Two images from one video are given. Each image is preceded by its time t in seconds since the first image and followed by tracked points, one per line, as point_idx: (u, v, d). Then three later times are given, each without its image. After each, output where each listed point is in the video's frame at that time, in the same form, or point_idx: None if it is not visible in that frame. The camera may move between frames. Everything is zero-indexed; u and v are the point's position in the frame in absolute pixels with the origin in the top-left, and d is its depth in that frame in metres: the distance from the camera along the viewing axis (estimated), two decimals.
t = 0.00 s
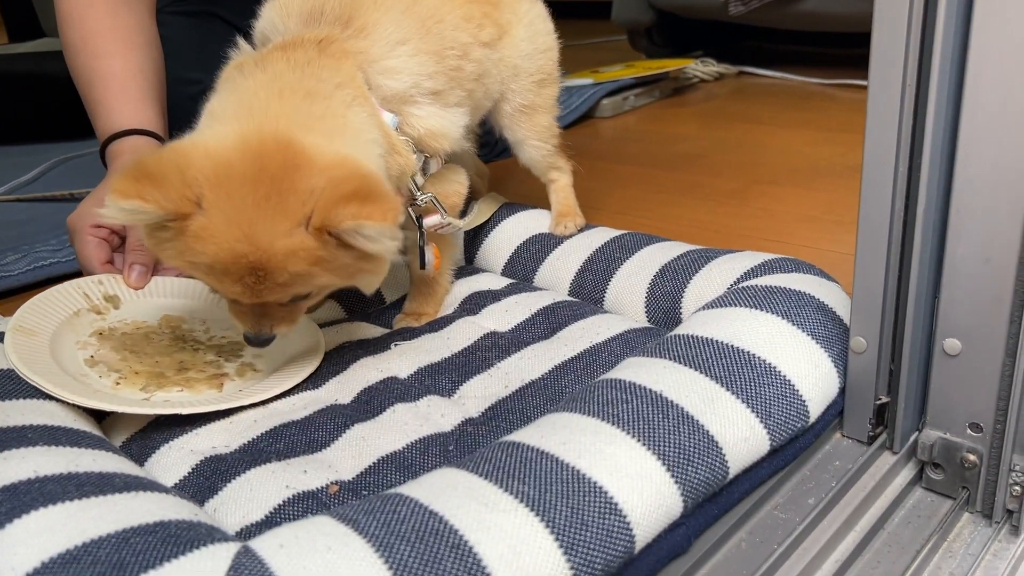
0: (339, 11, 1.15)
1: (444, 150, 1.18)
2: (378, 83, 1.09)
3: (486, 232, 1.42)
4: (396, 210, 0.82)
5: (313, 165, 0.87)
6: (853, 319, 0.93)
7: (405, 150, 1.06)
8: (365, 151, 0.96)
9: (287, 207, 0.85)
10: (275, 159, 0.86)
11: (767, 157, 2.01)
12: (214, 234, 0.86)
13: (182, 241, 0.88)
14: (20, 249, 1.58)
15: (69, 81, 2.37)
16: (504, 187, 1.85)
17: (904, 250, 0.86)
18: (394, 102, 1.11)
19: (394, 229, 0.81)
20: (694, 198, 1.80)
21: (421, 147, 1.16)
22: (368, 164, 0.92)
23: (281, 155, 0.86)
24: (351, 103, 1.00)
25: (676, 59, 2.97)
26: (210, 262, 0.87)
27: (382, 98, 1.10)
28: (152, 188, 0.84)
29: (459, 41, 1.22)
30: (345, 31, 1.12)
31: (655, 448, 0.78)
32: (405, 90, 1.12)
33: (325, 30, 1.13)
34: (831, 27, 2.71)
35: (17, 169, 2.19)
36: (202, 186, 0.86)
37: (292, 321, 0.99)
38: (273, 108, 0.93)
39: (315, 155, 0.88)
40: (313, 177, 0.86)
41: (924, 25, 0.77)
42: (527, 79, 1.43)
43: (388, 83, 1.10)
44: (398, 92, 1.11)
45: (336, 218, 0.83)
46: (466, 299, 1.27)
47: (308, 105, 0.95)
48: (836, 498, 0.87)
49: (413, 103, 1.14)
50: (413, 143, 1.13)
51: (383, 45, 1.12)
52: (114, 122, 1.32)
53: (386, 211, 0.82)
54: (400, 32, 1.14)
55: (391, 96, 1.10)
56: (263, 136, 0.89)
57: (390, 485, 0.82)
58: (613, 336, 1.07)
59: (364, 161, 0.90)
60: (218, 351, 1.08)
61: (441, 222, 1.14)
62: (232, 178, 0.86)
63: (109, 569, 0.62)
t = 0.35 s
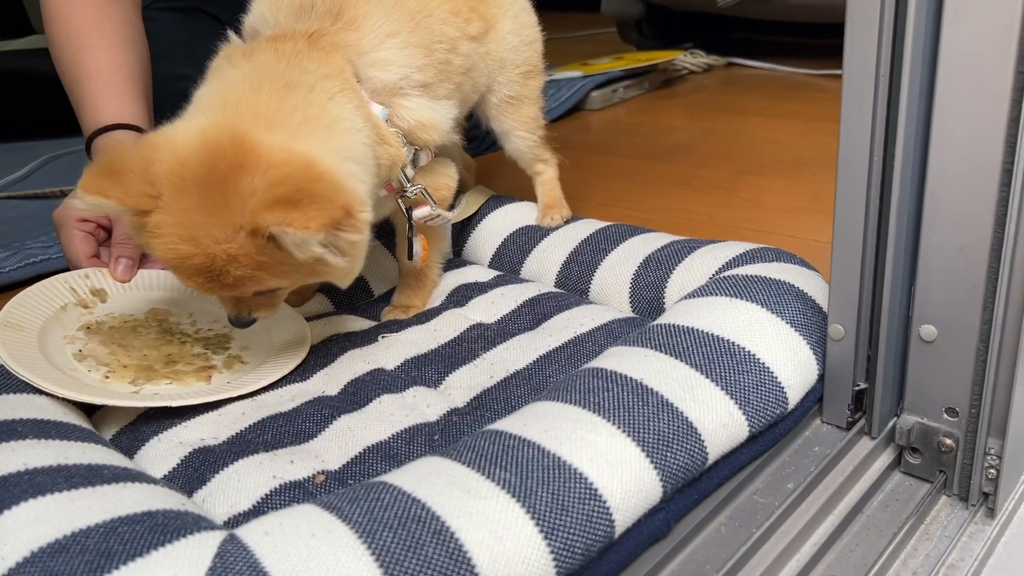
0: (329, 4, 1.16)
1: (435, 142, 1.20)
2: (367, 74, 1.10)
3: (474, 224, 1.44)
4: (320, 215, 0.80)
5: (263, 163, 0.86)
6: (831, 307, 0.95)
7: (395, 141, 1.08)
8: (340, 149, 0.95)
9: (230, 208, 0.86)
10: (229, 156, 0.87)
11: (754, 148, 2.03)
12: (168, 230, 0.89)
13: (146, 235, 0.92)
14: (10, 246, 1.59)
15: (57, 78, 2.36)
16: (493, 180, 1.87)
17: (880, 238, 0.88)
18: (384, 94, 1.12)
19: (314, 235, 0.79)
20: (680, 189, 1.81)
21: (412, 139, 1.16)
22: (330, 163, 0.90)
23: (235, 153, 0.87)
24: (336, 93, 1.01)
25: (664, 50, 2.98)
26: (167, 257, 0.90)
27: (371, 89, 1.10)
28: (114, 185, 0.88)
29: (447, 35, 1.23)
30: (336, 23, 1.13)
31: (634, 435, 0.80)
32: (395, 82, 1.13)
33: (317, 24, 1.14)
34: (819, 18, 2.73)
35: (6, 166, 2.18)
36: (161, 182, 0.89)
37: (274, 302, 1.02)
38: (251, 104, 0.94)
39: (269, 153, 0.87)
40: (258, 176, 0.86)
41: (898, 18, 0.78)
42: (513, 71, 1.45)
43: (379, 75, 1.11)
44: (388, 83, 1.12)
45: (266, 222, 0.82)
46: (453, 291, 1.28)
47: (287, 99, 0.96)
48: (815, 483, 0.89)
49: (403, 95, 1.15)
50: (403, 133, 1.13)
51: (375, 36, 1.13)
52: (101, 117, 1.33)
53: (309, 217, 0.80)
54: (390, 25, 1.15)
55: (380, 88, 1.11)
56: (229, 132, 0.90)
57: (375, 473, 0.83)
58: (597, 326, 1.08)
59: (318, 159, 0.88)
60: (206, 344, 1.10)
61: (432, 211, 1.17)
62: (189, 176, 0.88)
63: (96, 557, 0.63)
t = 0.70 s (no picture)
0: None
1: (416, 121, 1.19)
2: (342, 57, 1.10)
3: (463, 202, 1.44)
4: (247, 223, 0.83)
5: (207, 168, 0.90)
6: (813, 275, 0.95)
7: (369, 125, 1.08)
8: (293, 155, 0.97)
9: (172, 208, 0.91)
10: (176, 159, 0.92)
11: (744, 129, 2.03)
12: (117, 224, 0.93)
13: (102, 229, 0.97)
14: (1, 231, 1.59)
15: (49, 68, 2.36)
16: (484, 163, 1.87)
17: (860, 204, 0.88)
18: (361, 75, 1.12)
19: (241, 243, 0.83)
20: (669, 169, 1.82)
21: (391, 119, 1.16)
22: (276, 170, 0.93)
23: (184, 155, 0.91)
24: (301, 87, 1.02)
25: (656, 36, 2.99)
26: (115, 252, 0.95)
27: (347, 71, 1.10)
28: (75, 176, 0.95)
29: (427, 14, 1.23)
30: (306, 12, 1.13)
31: (615, 398, 0.80)
32: (370, 64, 1.12)
33: (287, 8, 1.14)
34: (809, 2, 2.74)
35: None
36: (119, 180, 0.95)
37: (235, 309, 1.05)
38: (209, 106, 0.97)
39: (214, 158, 0.91)
40: (201, 180, 0.90)
41: None
42: (500, 50, 1.46)
43: (352, 56, 1.11)
44: (363, 65, 1.12)
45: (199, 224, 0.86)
46: (440, 269, 1.28)
47: (242, 103, 0.98)
48: (796, 448, 0.89)
49: (381, 76, 1.14)
50: (381, 116, 1.13)
51: (348, 18, 1.13)
52: (91, 96, 1.35)
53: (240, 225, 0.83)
54: (363, 6, 1.15)
55: (358, 69, 1.11)
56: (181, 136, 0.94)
57: (359, 439, 0.84)
58: (583, 299, 1.09)
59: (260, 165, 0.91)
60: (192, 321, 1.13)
61: (419, 186, 1.19)
62: (141, 176, 0.93)
63: (76, 516, 0.63)
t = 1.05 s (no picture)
0: None
1: (417, 124, 1.20)
2: (340, 63, 1.10)
3: (465, 201, 1.45)
4: (225, 228, 0.84)
5: (196, 171, 0.91)
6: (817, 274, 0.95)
7: (369, 131, 1.08)
8: (283, 168, 0.97)
9: (154, 205, 0.91)
10: (165, 159, 0.93)
11: (744, 128, 2.03)
12: (101, 218, 0.94)
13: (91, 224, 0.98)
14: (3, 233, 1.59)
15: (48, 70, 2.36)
16: (484, 163, 1.88)
17: (863, 203, 0.88)
18: (360, 80, 1.12)
19: (216, 245, 0.85)
20: (669, 167, 1.82)
21: (392, 123, 1.16)
22: (263, 180, 0.93)
23: (174, 156, 0.92)
24: (296, 96, 1.02)
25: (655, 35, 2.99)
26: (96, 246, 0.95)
27: (346, 77, 1.11)
28: (75, 170, 0.98)
29: (428, 17, 1.23)
30: (305, 15, 1.13)
31: (620, 399, 0.81)
32: (370, 69, 1.12)
33: (285, 14, 1.14)
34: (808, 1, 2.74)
35: None
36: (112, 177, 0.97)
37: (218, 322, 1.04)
38: (201, 116, 0.98)
39: (204, 163, 0.92)
40: (187, 182, 0.91)
41: None
42: (501, 52, 1.47)
43: (351, 63, 1.11)
44: (363, 71, 1.12)
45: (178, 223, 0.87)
46: (443, 270, 1.29)
47: (233, 115, 0.97)
48: (800, 448, 0.89)
49: (381, 81, 1.14)
50: (382, 119, 1.14)
51: (346, 24, 1.12)
52: (94, 95, 1.36)
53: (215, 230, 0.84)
54: (362, 10, 1.15)
55: (356, 75, 1.12)
56: (173, 140, 0.95)
57: (365, 441, 0.84)
58: (587, 299, 1.09)
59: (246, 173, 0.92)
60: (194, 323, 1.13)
61: (423, 183, 1.20)
62: (130, 174, 0.94)
63: (85, 520, 0.64)
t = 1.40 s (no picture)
0: None
1: (419, 129, 1.20)
2: (341, 69, 1.10)
3: (468, 205, 1.45)
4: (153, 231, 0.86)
5: (161, 174, 0.91)
6: (821, 279, 0.96)
7: (370, 137, 1.08)
8: (266, 176, 0.96)
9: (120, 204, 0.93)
10: (140, 160, 0.93)
11: (746, 130, 2.03)
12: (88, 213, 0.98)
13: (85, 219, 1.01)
14: (6, 240, 1.59)
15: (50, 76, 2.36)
16: (485, 166, 1.88)
17: (868, 207, 0.88)
18: (361, 86, 1.12)
19: (142, 245, 0.88)
20: (671, 171, 1.82)
21: (394, 128, 1.17)
22: (227, 190, 0.92)
23: (148, 158, 0.93)
24: (292, 103, 1.01)
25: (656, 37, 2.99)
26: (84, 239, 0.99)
27: (348, 83, 1.11)
28: (86, 164, 1.01)
29: (428, 22, 1.22)
30: (305, 21, 1.13)
31: (625, 406, 0.80)
32: (372, 74, 1.12)
33: (285, 21, 1.14)
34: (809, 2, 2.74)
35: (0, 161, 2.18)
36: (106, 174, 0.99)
37: (212, 327, 1.05)
38: (192, 121, 0.97)
39: (172, 167, 0.92)
40: (149, 184, 0.91)
41: None
42: (502, 57, 1.47)
43: (353, 68, 1.11)
44: (366, 75, 1.12)
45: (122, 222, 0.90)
46: (447, 274, 1.29)
47: (223, 122, 0.97)
48: (805, 454, 0.89)
49: (382, 86, 1.14)
50: (384, 125, 1.14)
51: (345, 29, 1.12)
52: (96, 101, 1.36)
53: (143, 228, 0.88)
54: (363, 15, 1.15)
55: (358, 81, 1.11)
56: (156, 143, 0.95)
57: (369, 448, 0.84)
58: (590, 304, 1.09)
59: (209, 179, 0.91)
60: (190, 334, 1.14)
61: (427, 185, 1.21)
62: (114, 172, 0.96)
63: (91, 529, 0.64)
